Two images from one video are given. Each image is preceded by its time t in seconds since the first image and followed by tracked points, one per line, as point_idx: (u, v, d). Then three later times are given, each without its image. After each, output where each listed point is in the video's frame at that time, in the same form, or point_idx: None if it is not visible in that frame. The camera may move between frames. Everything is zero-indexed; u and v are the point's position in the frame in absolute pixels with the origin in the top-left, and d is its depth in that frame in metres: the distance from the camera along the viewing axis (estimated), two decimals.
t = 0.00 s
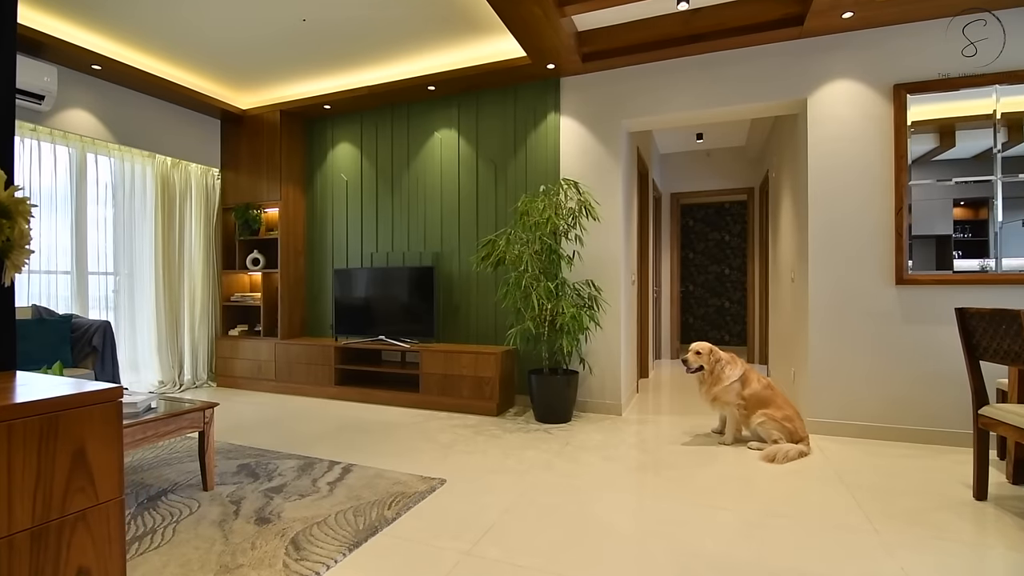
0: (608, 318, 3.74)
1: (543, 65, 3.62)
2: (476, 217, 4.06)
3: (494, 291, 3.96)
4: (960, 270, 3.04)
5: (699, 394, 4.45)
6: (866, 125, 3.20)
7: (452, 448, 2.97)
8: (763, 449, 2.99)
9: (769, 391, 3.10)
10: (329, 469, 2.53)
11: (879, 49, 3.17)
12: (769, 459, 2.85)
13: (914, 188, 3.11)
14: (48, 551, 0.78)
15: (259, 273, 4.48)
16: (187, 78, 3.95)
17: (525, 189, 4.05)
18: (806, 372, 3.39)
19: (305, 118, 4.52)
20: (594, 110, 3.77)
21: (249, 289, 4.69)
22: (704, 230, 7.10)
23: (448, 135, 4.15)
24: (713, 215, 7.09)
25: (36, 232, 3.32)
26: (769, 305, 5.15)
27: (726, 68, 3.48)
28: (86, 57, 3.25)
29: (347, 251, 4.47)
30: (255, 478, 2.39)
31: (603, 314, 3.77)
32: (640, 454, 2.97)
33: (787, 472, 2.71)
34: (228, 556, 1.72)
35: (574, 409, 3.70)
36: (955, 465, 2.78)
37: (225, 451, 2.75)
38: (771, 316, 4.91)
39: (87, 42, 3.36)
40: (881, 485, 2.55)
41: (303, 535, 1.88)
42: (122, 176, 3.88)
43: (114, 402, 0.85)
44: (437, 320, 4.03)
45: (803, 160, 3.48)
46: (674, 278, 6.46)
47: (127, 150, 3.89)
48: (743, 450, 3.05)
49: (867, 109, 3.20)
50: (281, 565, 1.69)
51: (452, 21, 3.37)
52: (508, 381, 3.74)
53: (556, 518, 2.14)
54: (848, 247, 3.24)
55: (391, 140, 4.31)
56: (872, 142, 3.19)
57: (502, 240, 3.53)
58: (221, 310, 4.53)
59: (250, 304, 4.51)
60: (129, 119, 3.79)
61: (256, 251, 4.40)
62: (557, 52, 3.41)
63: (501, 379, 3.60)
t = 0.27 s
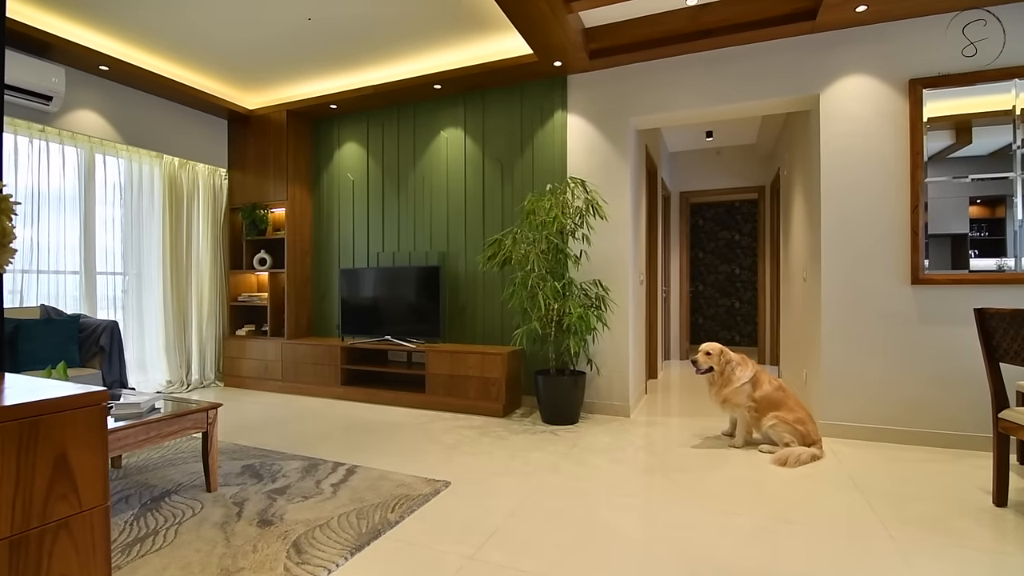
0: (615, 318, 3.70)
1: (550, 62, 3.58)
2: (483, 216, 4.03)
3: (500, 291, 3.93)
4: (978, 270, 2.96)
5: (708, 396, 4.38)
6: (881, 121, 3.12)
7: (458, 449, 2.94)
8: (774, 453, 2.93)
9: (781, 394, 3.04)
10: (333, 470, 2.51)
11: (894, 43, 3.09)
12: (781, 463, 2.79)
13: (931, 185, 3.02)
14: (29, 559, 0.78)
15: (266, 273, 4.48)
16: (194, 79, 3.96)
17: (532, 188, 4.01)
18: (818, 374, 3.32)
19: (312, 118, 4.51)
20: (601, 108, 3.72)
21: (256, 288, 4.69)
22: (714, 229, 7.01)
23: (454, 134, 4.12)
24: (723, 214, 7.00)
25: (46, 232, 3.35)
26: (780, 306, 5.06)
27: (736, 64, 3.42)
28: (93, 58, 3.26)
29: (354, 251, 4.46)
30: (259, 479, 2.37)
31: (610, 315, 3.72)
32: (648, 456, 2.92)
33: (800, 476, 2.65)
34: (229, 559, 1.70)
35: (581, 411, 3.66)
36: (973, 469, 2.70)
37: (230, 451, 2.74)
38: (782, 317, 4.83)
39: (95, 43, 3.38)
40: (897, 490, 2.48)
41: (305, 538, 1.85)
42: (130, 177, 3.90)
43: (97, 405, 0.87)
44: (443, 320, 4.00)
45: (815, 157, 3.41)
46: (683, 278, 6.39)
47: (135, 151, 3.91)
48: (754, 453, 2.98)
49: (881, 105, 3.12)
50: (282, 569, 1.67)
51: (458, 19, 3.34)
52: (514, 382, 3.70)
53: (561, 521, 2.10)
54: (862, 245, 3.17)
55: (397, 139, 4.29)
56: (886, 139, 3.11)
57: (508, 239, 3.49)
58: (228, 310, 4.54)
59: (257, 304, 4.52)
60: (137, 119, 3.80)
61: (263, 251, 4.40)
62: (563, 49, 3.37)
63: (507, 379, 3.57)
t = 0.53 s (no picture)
0: (623, 318, 3.65)
1: (557, 60, 3.53)
2: (489, 215, 4.00)
3: (506, 291, 3.89)
4: (995, 269, 2.88)
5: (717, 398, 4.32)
6: (896, 116, 3.04)
7: (462, 451, 2.91)
8: (785, 457, 2.86)
9: (793, 396, 2.97)
10: (337, 472, 2.48)
11: (909, 37, 3.01)
12: (792, 467, 2.72)
13: (948, 182, 2.94)
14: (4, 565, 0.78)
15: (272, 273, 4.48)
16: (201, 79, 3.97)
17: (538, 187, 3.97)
18: (831, 376, 3.25)
19: (318, 117, 4.51)
20: (608, 105, 3.68)
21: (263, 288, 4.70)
22: (724, 228, 6.93)
23: (460, 133, 4.10)
24: (733, 213, 6.92)
25: (54, 232, 3.37)
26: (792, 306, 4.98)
27: (747, 59, 3.36)
28: (100, 59, 3.27)
29: (360, 251, 4.45)
30: (262, 480, 2.36)
31: (618, 315, 3.67)
32: (655, 459, 2.87)
33: (812, 481, 2.59)
34: (229, 562, 1.68)
35: (588, 412, 3.61)
36: (992, 475, 2.62)
37: (234, 452, 2.74)
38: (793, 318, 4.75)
39: (103, 43, 3.39)
40: (913, 496, 2.41)
41: (306, 542, 1.83)
42: (137, 177, 3.91)
43: (78, 410, 0.88)
44: (448, 320, 3.97)
45: (827, 154, 3.33)
46: (692, 278, 6.31)
47: (143, 151, 3.92)
48: (764, 457, 2.92)
49: (896, 100, 3.04)
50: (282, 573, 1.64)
51: (464, 16, 3.30)
52: (520, 383, 3.67)
53: (566, 526, 2.05)
54: (876, 244, 3.09)
55: (403, 138, 4.27)
56: (902, 135, 3.03)
57: (514, 238, 3.45)
58: (235, 309, 4.54)
59: (263, 304, 4.52)
60: (144, 120, 3.82)
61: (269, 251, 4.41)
62: (570, 46, 3.33)
63: (513, 380, 3.53)
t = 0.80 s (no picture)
0: (630, 319, 3.60)
1: (562, 57, 3.49)
2: (494, 214, 3.96)
3: (511, 291, 3.86)
4: (1012, 269, 2.80)
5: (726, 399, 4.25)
6: (911, 112, 2.96)
7: (466, 453, 2.87)
8: (796, 460, 2.80)
9: (804, 399, 2.90)
10: (339, 474, 2.46)
11: (923, 31, 2.94)
12: (803, 471, 2.66)
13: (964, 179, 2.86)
14: None
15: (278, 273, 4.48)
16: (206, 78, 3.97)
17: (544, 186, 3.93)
18: (842, 378, 3.18)
19: (323, 117, 4.50)
20: (615, 103, 3.63)
21: (269, 288, 4.70)
22: (733, 227, 6.84)
23: (465, 132, 4.07)
24: (742, 212, 6.83)
25: (60, 232, 3.39)
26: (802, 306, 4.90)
27: (756, 55, 3.29)
28: (106, 59, 3.28)
29: (365, 251, 4.43)
30: (264, 482, 2.34)
31: (625, 316, 3.62)
32: (662, 462, 2.82)
33: (824, 486, 2.52)
34: (228, 566, 1.66)
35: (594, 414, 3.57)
36: (1010, 480, 2.54)
37: (238, 453, 2.72)
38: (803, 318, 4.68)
39: (109, 44, 3.40)
40: (929, 502, 2.34)
41: (306, 546, 1.80)
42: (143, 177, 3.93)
43: (55, 416, 0.89)
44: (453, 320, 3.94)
45: (839, 151, 3.26)
46: (700, 278, 6.24)
47: (149, 151, 3.93)
48: (774, 460, 2.86)
49: (911, 95, 2.96)
50: None
51: (468, 13, 3.27)
52: (525, 384, 3.63)
53: (570, 531, 2.01)
54: (889, 243, 3.02)
55: (408, 138, 4.25)
56: (916, 131, 2.96)
57: (519, 238, 3.41)
58: (241, 309, 4.55)
59: (269, 304, 4.52)
60: (150, 120, 3.83)
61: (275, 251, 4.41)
62: (576, 43, 3.28)
63: (519, 381, 3.49)
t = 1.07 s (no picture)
0: (637, 319, 3.54)
1: (568, 54, 3.45)
2: (499, 213, 3.92)
3: (517, 291, 3.82)
4: None
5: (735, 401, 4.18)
6: (926, 107, 2.89)
7: (470, 455, 2.84)
8: (808, 465, 2.73)
9: (816, 402, 2.84)
10: (342, 476, 2.43)
11: (938, 25, 2.86)
12: (815, 476, 2.59)
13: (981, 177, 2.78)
14: None
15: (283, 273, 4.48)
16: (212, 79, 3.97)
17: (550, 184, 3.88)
18: (855, 381, 3.11)
19: (328, 117, 4.49)
20: (621, 100, 3.58)
21: (274, 288, 4.70)
22: (742, 227, 6.75)
23: (471, 130, 4.03)
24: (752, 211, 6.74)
25: (67, 232, 3.40)
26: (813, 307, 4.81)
27: (766, 50, 3.23)
28: (111, 59, 3.29)
29: (370, 251, 4.41)
30: (266, 484, 2.32)
31: (632, 316, 3.57)
32: (670, 466, 2.77)
33: (836, 491, 2.46)
34: (226, 570, 1.64)
35: (601, 416, 3.52)
36: None
37: (241, 453, 2.71)
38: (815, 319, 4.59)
39: (115, 44, 3.41)
40: (945, 509, 2.27)
41: (305, 550, 1.77)
42: (150, 177, 3.93)
43: (29, 425, 1.04)
44: (458, 320, 3.91)
45: (852, 148, 3.19)
46: (709, 278, 6.16)
47: (155, 151, 3.94)
48: (785, 464, 2.80)
49: (926, 90, 2.88)
50: None
51: (473, 11, 3.24)
52: (531, 385, 3.59)
53: (575, 536, 1.97)
54: (904, 241, 2.94)
55: (413, 137, 4.22)
56: (932, 127, 2.88)
57: (525, 238, 3.37)
58: (247, 309, 4.55)
59: (274, 304, 4.52)
60: (156, 120, 3.83)
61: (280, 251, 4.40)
62: (581, 39, 3.24)
63: (524, 382, 3.45)
